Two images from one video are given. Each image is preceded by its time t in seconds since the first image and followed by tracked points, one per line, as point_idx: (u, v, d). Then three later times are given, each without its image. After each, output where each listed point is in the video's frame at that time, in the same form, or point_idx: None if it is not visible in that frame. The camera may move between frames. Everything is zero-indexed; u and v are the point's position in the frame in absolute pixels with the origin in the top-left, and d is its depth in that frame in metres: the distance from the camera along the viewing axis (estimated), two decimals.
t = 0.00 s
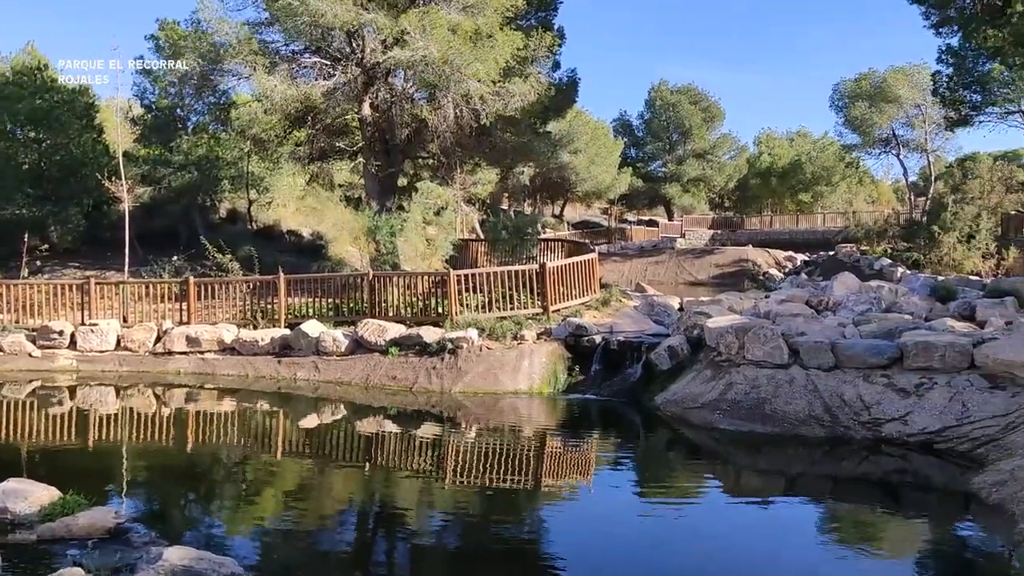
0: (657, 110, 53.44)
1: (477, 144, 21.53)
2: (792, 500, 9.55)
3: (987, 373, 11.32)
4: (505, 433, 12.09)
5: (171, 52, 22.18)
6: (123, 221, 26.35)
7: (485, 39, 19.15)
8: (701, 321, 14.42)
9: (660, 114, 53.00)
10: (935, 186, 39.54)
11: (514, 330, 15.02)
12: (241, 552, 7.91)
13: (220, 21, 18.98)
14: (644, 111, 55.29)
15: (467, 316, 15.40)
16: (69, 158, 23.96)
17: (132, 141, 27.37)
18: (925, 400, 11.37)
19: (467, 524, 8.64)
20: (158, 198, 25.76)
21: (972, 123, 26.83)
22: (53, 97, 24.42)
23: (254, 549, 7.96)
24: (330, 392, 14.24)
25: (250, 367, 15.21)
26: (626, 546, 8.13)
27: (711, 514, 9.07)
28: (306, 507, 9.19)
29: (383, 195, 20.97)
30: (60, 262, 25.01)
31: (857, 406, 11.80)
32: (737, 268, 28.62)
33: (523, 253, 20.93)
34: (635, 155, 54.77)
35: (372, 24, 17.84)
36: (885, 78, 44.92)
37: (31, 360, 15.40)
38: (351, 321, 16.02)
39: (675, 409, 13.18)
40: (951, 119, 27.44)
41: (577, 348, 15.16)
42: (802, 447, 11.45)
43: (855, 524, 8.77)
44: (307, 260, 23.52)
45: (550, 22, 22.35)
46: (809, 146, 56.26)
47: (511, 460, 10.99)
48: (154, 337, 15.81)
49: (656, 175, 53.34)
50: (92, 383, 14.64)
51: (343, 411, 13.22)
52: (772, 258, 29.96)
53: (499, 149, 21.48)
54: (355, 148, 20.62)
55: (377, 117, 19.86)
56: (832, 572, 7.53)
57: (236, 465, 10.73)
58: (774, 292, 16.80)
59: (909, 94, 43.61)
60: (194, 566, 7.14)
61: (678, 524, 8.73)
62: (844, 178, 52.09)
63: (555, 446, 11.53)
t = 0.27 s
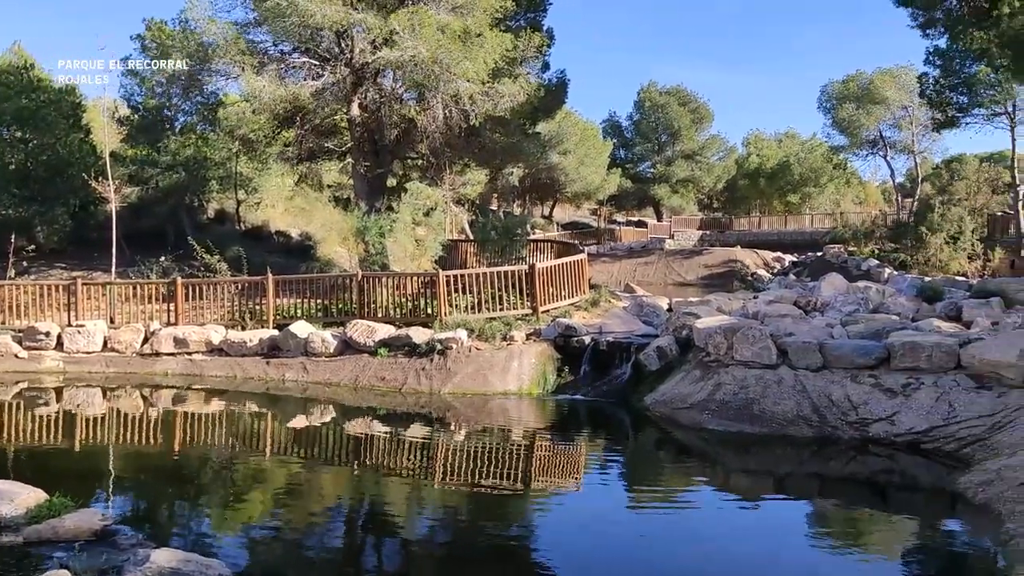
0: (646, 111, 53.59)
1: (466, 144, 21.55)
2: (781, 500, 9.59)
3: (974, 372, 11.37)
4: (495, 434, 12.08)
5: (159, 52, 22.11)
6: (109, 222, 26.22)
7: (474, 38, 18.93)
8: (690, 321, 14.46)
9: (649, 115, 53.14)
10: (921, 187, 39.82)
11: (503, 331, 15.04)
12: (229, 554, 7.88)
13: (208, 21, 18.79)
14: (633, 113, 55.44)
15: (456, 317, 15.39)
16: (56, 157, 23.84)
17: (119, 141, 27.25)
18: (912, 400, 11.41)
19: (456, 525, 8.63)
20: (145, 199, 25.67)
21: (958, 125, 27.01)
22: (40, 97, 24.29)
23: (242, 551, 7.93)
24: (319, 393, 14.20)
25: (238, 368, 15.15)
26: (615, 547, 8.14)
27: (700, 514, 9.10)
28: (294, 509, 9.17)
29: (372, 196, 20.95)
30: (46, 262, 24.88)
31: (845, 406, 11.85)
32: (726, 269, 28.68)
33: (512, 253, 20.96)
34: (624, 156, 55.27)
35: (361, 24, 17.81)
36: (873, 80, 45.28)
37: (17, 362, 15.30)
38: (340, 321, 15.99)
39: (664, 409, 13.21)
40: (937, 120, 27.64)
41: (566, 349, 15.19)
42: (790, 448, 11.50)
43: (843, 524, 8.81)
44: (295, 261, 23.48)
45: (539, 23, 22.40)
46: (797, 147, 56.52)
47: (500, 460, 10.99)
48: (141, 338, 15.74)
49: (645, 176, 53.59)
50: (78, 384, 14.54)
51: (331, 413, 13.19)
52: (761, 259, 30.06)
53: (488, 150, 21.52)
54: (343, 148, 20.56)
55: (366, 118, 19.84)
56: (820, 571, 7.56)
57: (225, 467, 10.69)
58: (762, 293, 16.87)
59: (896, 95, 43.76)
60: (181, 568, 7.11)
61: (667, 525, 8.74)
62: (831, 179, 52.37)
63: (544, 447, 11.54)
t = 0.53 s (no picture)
0: (635, 112, 53.71)
1: (455, 145, 21.55)
2: (769, 500, 9.62)
3: (959, 372, 11.45)
4: (484, 435, 12.08)
5: (145, 51, 22.01)
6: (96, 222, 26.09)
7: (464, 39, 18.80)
8: (678, 322, 14.52)
9: (638, 116, 53.28)
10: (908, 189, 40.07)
11: (492, 331, 15.05)
12: (217, 555, 7.86)
13: (195, 21, 18.63)
14: (622, 113, 55.57)
15: (445, 318, 15.38)
16: (42, 157, 23.71)
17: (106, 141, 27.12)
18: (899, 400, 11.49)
19: (444, 526, 8.63)
20: (132, 199, 25.55)
21: (944, 127, 27.16)
22: (26, 96, 24.14)
23: (230, 553, 7.90)
24: (307, 394, 14.16)
25: (225, 369, 15.10)
26: (604, 546, 8.15)
27: (688, 514, 9.12)
28: (282, 510, 9.14)
29: (361, 196, 20.94)
30: (32, 262, 24.72)
31: (832, 406, 11.91)
32: (714, 270, 28.74)
33: (501, 254, 20.97)
34: (612, 156, 55.46)
35: (349, 23, 17.77)
36: (860, 82, 45.59)
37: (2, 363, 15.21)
38: (328, 322, 15.95)
39: (652, 409, 13.24)
40: (923, 122, 27.82)
41: (555, 349, 15.21)
42: (778, 447, 11.54)
43: (830, 523, 8.85)
44: (284, 261, 23.43)
45: (529, 24, 22.43)
46: (785, 148, 56.75)
47: (488, 461, 10.99)
48: (127, 339, 15.66)
49: (634, 177, 53.72)
50: (64, 385, 14.45)
51: (320, 414, 13.16)
52: (749, 260, 30.12)
53: (477, 151, 21.53)
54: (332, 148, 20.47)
55: (354, 118, 19.82)
56: (808, 570, 7.59)
57: (213, 468, 10.65)
58: (750, 294, 16.92)
59: (884, 98, 43.86)
60: (168, 570, 7.08)
61: (655, 524, 8.76)
62: (819, 180, 52.61)
63: (533, 447, 11.55)
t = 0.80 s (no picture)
0: (623, 113, 53.80)
1: (444, 145, 21.52)
2: (757, 500, 9.66)
3: (945, 372, 11.53)
4: (473, 435, 12.08)
5: (132, 50, 21.91)
6: (82, 222, 25.94)
7: (452, 39, 18.79)
8: (667, 322, 14.57)
9: (626, 117, 53.38)
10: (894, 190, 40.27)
11: (481, 332, 15.06)
12: (204, 557, 7.83)
13: (183, 19, 18.77)
14: (610, 114, 55.65)
15: (434, 318, 15.36)
16: (27, 157, 23.55)
17: (92, 141, 26.97)
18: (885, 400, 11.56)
19: (433, 527, 8.62)
20: (118, 199, 25.40)
21: (930, 128, 27.33)
22: (11, 95, 23.99)
23: (217, 555, 7.87)
24: (295, 395, 14.12)
25: (212, 370, 15.03)
26: (593, 546, 8.16)
27: (676, 514, 9.15)
28: (270, 512, 9.11)
29: (349, 196, 20.92)
30: (17, 263, 24.55)
31: (819, 406, 11.97)
32: (702, 270, 28.84)
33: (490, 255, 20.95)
34: (601, 157, 55.54)
35: (337, 23, 17.73)
36: (849, 84, 45.97)
37: None
38: (316, 323, 15.92)
39: (641, 409, 13.27)
40: (910, 124, 27.98)
41: (544, 350, 15.22)
42: (765, 447, 11.59)
43: (818, 523, 8.89)
44: (271, 262, 23.34)
45: (517, 24, 22.44)
46: (773, 149, 56.97)
47: (477, 462, 10.99)
48: (113, 340, 15.58)
49: (622, 178, 53.77)
50: (49, 387, 14.35)
51: (308, 414, 13.12)
52: (737, 260, 30.20)
53: (466, 151, 21.51)
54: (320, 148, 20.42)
55: (343, 118, 19.77)
56: (795, 569, 7.63)
57: (200, 470, 10.60)
58: (739, 294, 16.99)
59: (870, 99, 44.12)
60: (154, 572, 7.04)
61: (644, 524, 8.78)
62: (807, 181, 52.82)
63: (522, 448, 11.55)
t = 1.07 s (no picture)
0: (612, 113, 53.89)
1: (432, 145, 21.51)
2: (744, 500, 9.69)
3: (931, 372, 11.61)
4: (461, 436, 12.08)
5: (118, 49, 21.81)
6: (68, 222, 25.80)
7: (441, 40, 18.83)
8: (655, 322, 14.61)
9: (615, 117, 53.49)
10: (881, 190, 40.50)
11: (469, 332, 15.06)
12: (192, 559, 7.79)
13: (169, 17, 18.74)
14: (599, 115, 55.74)
15: (423, 318, 15.35)
16: (13, 156, 23.42)
17: (78, 140, 26.83)
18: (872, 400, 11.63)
19: (422, 528, 8.62)
20: (105, 199, 25.28)
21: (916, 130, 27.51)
22: None
23: (205, 556, 7.83)
24: (283, 396, 14.08)
25: (200, 371, 14.97)
26: (581, 547, 8.17)
27: (665, 514, 9.17)
28: (258, 513, 9.08)
29: (338, 197, 20.89)
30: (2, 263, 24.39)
31: (806, 406, 12.02)
32: (691, 270, 28.93)
33: (479, 255, 20.95)
34: (590, 157, 55.62)
35: (326, 23, 17.70)
36: (835, 85, 46.08)
37: None
38: (304, 323, 15.89)
39: (629, 410, 13.30)
40: (896, 125, 28.15)
41: (533, 350, 15.23)
42: (753, 447, 11.63)
43: (805, 522, 8.93)
44: (259, 262, 23.27)
45: (506, 25, 22.46)
46: (761, 150, 57.19)
47: (465, 462, 10.98)
48: (100, 341, 15.50)
49: (611, 178, 53.85)
50: (35, 387, 14.26)
51: (296, 415, 13.09)
52: (726, 261, 30.31)
53: (455, 152, 21.51)
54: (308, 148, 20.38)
55: (331, 118, 19.72)
56: (783, 568, 7.66)
57: (187, 471, 10.55)
58: (727, 294, 17.05)
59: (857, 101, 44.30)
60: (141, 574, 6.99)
61: (632, 524, 8.79)
62: (795, 182, 53.03)
63: (510, 448, 11.56)
